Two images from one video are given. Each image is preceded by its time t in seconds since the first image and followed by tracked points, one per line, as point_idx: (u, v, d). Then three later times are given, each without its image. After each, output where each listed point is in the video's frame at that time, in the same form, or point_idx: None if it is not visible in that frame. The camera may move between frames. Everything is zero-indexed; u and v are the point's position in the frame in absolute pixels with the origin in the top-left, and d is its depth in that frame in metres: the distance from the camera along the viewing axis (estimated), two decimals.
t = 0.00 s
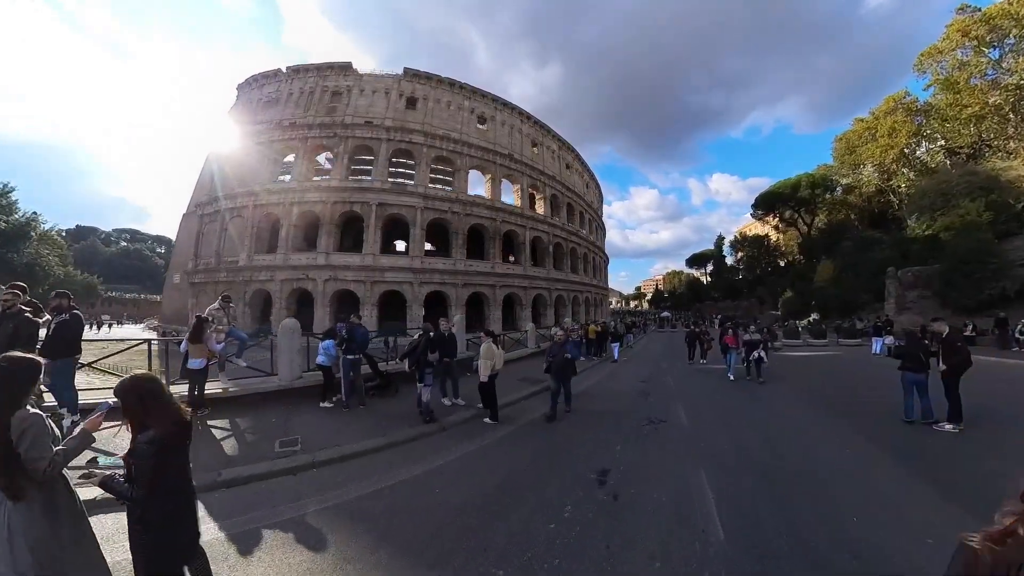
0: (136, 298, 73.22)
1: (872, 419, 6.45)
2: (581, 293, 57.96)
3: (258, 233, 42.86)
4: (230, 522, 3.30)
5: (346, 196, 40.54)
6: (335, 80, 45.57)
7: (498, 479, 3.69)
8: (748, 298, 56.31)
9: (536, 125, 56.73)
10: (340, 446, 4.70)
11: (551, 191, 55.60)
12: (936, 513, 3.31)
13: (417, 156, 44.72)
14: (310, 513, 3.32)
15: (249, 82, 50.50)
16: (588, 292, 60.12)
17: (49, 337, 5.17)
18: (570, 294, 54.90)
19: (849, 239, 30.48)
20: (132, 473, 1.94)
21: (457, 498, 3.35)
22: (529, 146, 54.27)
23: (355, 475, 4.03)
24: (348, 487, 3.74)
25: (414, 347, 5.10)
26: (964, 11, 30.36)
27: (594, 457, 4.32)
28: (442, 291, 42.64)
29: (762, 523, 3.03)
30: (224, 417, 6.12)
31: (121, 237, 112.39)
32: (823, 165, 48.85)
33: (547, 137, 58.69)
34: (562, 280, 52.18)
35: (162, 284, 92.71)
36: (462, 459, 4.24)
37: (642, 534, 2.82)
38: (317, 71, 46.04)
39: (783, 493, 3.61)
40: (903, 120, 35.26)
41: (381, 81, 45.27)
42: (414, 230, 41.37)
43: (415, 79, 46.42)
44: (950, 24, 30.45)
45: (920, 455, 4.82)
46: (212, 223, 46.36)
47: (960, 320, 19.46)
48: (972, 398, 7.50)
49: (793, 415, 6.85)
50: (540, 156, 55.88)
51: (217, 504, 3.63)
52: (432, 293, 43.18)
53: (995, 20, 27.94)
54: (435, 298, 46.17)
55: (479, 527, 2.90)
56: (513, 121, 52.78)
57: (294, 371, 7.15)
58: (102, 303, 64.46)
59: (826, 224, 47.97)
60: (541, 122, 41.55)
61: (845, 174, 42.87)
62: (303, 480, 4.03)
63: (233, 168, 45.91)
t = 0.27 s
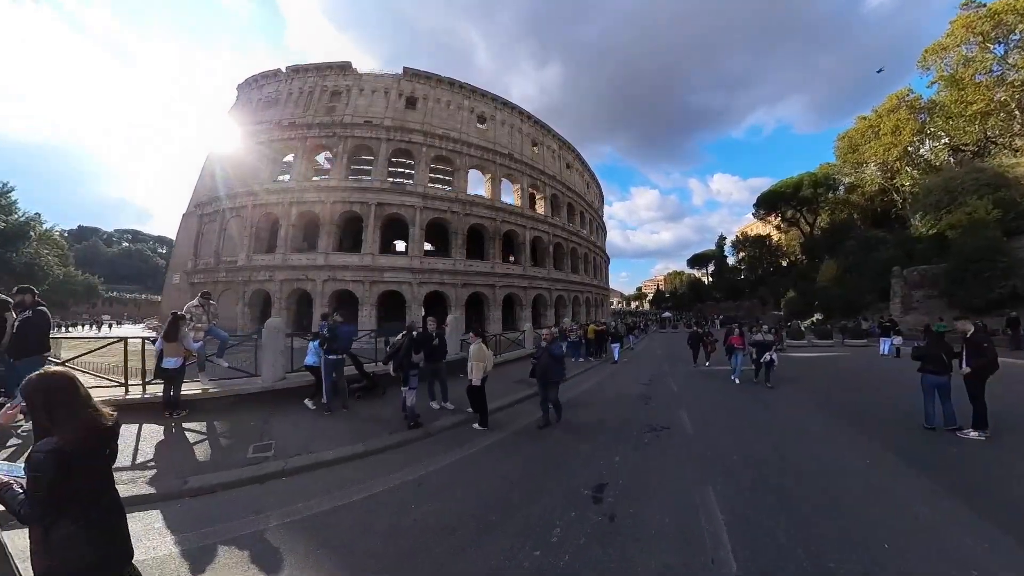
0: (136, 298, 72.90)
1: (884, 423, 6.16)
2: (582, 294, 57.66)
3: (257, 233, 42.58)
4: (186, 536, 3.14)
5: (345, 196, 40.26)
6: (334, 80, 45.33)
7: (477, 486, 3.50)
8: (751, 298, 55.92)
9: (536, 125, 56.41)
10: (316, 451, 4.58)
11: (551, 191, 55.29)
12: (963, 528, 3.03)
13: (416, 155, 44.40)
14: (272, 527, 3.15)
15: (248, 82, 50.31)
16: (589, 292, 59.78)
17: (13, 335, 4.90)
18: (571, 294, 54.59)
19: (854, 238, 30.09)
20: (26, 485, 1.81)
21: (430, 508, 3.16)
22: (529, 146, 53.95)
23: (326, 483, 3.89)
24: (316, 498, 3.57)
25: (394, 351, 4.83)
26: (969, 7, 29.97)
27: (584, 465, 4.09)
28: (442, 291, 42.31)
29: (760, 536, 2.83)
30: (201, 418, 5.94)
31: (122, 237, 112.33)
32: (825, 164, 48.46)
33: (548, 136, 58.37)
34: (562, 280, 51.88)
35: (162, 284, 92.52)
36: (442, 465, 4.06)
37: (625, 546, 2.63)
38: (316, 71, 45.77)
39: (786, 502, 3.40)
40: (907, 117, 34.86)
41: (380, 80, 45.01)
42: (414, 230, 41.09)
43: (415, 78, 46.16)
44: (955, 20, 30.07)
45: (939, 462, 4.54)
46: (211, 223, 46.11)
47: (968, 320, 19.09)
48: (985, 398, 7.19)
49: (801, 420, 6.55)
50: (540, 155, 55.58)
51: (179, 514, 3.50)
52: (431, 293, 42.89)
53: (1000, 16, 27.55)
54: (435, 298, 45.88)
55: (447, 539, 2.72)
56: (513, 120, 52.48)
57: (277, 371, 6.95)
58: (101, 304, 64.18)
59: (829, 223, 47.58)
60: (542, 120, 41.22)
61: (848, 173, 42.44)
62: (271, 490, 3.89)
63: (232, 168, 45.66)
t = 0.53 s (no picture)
0: (136, 299, 72.66)
1: (886, 431, 5.92)
2: (583, 294, 57.36)
3: (257, 234, 42.30)
4: (133, 551, 3.04)
5: (344, 195, 39.99)
6: (334, 79, 45.08)
7: (447, 501, 3.31)
8: (753, 298, 55.52)
9: (536, 124, 56.10)
10: (283, 462, 4.44)
11: (552, 190, 54.96)
12: (962, 549, 2.81)
13: (416, 155, 44.09)
14: (225, 546, 3.04)
15: (248, 83, 50.13)
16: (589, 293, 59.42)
17: None
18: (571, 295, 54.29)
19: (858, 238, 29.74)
20: None
21: (389, 524, 3.04)
22: (529, 146, 53.63)
23: (289, 496, 3.77)
24: (273, 513, 3.47)
25: (372, 357, 4.64)
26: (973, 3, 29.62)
27: (562, 474, 3.95)
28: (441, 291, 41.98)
29: (732, 552, 2.68)
30: (177, 423, 5.80)
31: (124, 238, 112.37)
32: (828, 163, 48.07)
33: (548, 136, 58.04)
34: (563, 280, 51.56)
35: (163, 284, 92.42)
36: (411, 476, 3.94)
37: (584, 564, 2.50)
38: (315, 70, 45.53)
39: (767, 516, 3.23)
40: (910, 116, 34.49)
41: (380, 80, 44.77)
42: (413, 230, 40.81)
43: (415, 78, 45.91)
44: (958, 17, 29.74)
45: (942, 473, 4.31)
46: (211, 223, 45.88)
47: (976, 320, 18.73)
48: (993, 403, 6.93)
49: (801, 426, 6.31)
50: (541, 155, 55.27)
51: (131, 527, 3.41)
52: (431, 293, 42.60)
53: (1003, 12, 27.22)
54: (435, 299, 45.59)
55: (396, 557, 2.61)
56: (514, 120, 52.19)
57: (258, 372, 6.77)
58: (101, 304, 63.90)
59: (831, 222, 47.20)
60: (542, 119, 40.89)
61: (850, 172, 42.04)
62: (232, 502, 3.79)
63: (231, 168, 45.46)
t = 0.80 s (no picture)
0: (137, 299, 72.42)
1: (897, 435, 5.62)
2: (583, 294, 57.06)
3: (256, 234, 42.08)
4: (76, 567, 2.82)
5: (343, 195, 39.75)
6: (333, 79, 44.83)
7: (423, 518, 3.06)
8: (755, 298, 55.15)
9: (536, 124, 55.79)
10: (251, 468, 4.18)
11: (551, 190, 54.63)
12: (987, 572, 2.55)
13: (415, 154, 43.81)
14: (176, 559, 2.84)
15: (247, 83, 49.92)
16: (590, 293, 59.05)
17: None
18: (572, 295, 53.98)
19: (862, 236, 29.37)
20: None
21: (354, 542, 2.82)
22: (529, 145, 53.33)
23: (254, 506, 3.55)
24: (234, 524, 3.24)
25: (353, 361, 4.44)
26: None
27: (546, 486, 3.69)
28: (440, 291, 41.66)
29: (723, 574, 2.43)
30: (151, 425, 5.56)
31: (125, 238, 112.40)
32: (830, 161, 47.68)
33: (548, 136, 57.75)
34: (563, 281, 51.24)
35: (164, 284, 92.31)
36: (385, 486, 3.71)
37: None
38: (314, 70, 45.28)
39: (766, 532, 2.98)
40: (913, 113, 34.11)
41: (379, 79, 44.51)
42: (412, 229, 40.54)
43: (414, 78, 45.66)
44: (962, 13, 29.39)
45: (960, 482, 4.01)
46: (210, 223, 45.65)
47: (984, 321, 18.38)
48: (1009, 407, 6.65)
49: (807, 431, 6.02)
50: (541, 154, 54.97)
51: (81, 536, 3.19)
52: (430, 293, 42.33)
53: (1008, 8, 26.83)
54: (434, 299, 45.29)
55: None
56: (514, 120, 51.91)
57: (238, 372, 6.51)
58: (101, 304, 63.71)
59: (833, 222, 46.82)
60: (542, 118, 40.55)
61: (853, 170, 41.64)
62: (194, 511, 3.56)
63: (230, 168, 45.23)
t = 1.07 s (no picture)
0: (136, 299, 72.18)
1: (910, 447, 5.28)
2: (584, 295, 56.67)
3: (255, 234, 41.85)
4: None
5: (341, 195, 39.49)
6: (332, 79, 44.61)
7: (394, 542, 2.76)
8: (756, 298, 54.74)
9: (536, 124, 55.50)
10: (214, 480, 3.85)
11: (551, 190, 54.30)
12: None
13: (414, 155, 43.54)
14: None
15: (246, 83, 49.73)
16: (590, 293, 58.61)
17: None
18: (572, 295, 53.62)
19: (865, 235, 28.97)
20: None
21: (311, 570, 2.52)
22: (529, 145, 53.03)
23: (210, 523, 3.24)
24: (186, 545, 2.92)
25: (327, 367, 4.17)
26: None
27: (529, 508, 3.40)
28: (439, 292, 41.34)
29: None
30: (120, 431, 5.26)
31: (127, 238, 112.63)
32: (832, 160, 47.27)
33: (549, 136, 57.46)
34: (563, 281, 50.90)
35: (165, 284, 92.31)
36: (356, 504, 3.42)
37: None
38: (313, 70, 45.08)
39: (771, 563, 2.68)
40: (917, 111, 33.71)
41: (378, 79, 44.28)
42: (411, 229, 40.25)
43: (413, 77, 45.42)
44: (966, 10, 29.04)
45: (983, 503, 3.67)
46: (209, 223, 45.39)
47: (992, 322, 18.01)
48: None
49: (813, 441, 5.68)
50: (541, 154, 54.65)
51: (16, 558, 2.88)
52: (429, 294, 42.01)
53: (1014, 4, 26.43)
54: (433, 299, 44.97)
55: None
56: (513, 120, 51.63)
57: (216, 375, 6.21)
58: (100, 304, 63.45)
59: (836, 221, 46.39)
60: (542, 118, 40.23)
61: (856, 170, 41.25)
62: (146, 527, 3.25)
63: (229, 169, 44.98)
